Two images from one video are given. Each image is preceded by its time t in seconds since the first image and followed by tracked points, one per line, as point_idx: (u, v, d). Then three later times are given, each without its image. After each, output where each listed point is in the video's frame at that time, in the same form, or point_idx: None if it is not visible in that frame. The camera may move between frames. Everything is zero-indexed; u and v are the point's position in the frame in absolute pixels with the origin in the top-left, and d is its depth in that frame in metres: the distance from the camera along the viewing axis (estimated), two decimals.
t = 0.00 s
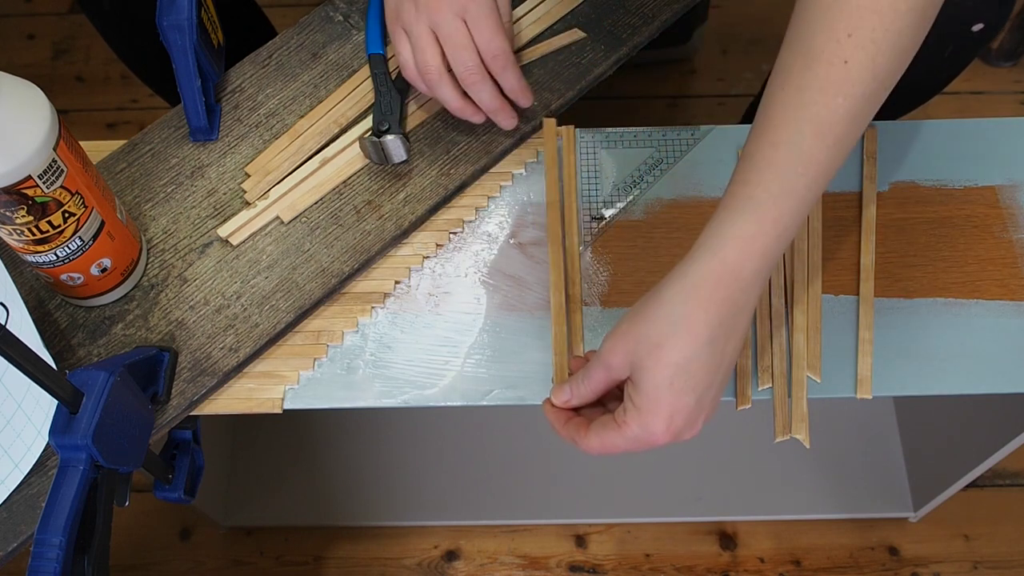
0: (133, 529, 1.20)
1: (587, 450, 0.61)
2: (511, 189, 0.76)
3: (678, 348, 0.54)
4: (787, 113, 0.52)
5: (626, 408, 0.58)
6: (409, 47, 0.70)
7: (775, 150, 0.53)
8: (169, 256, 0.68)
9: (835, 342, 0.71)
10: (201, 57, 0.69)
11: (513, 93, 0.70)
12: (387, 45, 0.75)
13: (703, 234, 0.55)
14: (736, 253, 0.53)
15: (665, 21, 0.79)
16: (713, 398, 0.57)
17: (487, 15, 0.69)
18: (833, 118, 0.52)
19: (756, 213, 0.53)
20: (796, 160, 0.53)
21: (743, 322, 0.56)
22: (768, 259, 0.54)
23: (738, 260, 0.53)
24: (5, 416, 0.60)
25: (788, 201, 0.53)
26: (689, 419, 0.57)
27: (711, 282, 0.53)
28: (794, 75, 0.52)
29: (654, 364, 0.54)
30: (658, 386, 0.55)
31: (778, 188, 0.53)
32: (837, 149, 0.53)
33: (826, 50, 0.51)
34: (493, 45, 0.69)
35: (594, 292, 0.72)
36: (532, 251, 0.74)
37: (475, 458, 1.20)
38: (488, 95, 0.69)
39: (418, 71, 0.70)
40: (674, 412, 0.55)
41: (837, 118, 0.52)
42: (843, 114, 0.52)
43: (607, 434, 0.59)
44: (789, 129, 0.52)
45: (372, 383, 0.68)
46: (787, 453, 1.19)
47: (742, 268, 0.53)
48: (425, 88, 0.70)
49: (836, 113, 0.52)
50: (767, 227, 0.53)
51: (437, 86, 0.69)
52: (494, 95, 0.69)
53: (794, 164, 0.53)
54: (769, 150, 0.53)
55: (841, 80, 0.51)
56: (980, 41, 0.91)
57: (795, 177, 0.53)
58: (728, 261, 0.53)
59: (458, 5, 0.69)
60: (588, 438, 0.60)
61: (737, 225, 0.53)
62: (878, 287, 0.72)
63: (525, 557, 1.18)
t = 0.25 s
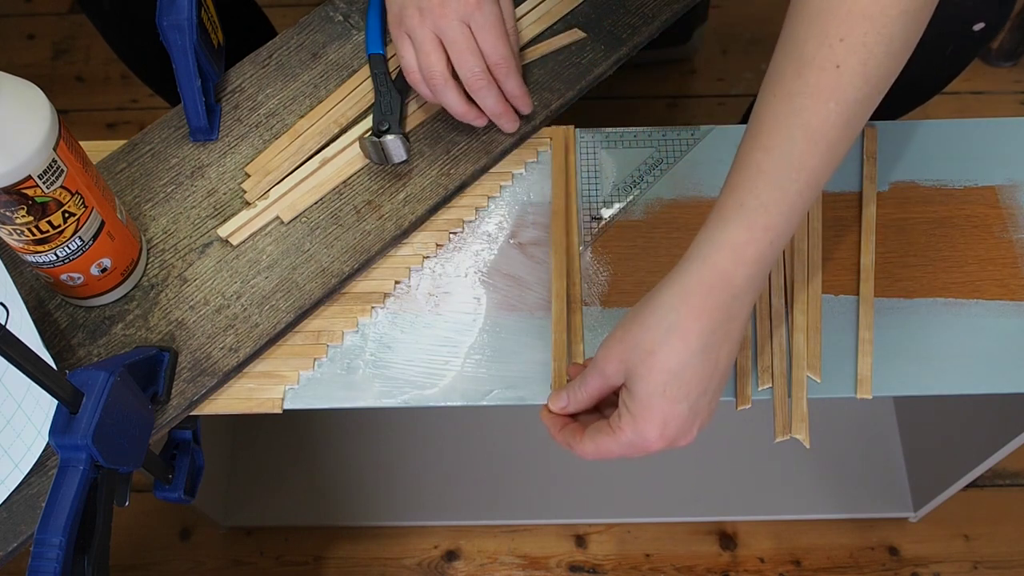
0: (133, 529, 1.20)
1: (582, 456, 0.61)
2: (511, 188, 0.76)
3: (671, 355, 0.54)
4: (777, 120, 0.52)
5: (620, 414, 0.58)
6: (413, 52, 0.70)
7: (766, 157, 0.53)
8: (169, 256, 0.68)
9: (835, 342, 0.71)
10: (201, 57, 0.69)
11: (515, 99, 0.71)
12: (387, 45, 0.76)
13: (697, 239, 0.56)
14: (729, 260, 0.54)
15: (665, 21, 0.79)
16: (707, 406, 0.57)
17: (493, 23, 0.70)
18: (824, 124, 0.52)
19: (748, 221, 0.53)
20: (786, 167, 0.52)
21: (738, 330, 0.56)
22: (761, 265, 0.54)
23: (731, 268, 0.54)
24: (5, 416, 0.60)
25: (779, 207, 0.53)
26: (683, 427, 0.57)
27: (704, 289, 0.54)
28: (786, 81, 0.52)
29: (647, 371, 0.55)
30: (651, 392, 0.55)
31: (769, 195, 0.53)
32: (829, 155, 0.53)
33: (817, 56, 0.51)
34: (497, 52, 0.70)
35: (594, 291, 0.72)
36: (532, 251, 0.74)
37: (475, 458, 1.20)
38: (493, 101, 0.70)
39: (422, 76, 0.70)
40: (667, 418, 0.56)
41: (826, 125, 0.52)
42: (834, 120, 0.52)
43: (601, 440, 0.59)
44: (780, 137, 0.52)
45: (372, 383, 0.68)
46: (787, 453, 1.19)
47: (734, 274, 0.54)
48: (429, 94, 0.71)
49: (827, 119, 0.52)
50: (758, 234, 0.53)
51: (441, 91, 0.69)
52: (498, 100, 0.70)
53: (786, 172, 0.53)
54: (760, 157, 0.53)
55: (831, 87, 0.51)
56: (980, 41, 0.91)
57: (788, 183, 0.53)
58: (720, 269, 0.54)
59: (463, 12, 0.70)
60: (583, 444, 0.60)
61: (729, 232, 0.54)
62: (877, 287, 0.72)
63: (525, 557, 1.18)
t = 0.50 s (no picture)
0: (133, 529, 1.20)
1: (588, 469, 0.61)
2: (511, 188, 0.76)
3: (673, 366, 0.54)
4: (774, 131, 0.52)
5: (624, 426, 0.58)
6: (420, 54, 0.70)
7: (764, 167, 0.53)
8: (169, 256, 0.68)
9: (835, 341, 0.71)
10: (201, 57, 0.69)
11: (521, 99, 0.72)
12: (387, 45, 0.76)
13: (696, 250, 0.56)
14: (729, 271, 0.54)
15: (665, 20, 0.79)
16: (711, 416, 0.57)
17: (500, 24, 0.70)
18: (822, 132, 0.52)
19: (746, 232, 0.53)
20: (785, 176, 0.53)
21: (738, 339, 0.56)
22: (760, 273, 0.54)
23: (731, 278, 0.54)
24: (5, 416, 0.60)
25: (777, 216, 0.53)
26: (687, 437, 0.57)
27: (705, 300, 0.54)
28: (782, 90, 0.52)
29: (649, 383, 0.55)
30: (655, 404, 0.55)
31: (767, 205, 0.53)
32: (827, 163, 0.53)
33: (813, 65, 0.51)
34: (504, 54, 0.70)
35: (594, 292, 0.72)
36: (532, 251, 0.74)
37: (475, 458, 1.20)
38: (499, 103, 0.70)
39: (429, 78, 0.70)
40: (672, 429, 0.56)
41: (824, 133, 0.52)
42: (832, 128, 0.52)
43: (607, 453, 0.59)
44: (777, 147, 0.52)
45: (372, 383, 0.68)
46: (787, 453, 1.19)
47: (734, 284, 0.54)
48: (436, 96, 0.71)
49: (825, 127, 0.52)
50: (757, 244, 0.53)
51: (448, 92, 0.69)
52: (505, 101, 0.71)
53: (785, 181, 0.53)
54: (758, 167, 0.53)
55: (828, 96, 0.51)
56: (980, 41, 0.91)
57: (786, 192, 0.53)
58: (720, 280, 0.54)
59: (470, 13, 0.70)
60: (588, 458, 0.60)
61: (728, 242, 0.54)
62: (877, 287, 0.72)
63: (525, 557, 1.18)
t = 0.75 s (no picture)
0: (133, 529, 1.20)
1: (585, 472, 0.61)
2: (511, 188, 0.76)
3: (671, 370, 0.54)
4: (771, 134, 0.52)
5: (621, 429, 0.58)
6: (425, 57, 0.71)
7: (762, 170, 0.53)
8: (169, 256, 0.68)
9: (835, 341, 0.71)
10: (201, 57, 0.69)
11: (526, 102, 0.71)
12: (387, 45, 0.76)
13: (695, 251, 0.56)
14: (727, 274, 0.54)
15: (665, 21, 0.79)
16: (708, 419, 0.57)
17: (504, 27, 0.70)
18: (819, 136, 0.52)
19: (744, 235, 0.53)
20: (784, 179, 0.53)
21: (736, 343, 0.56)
22: (760, 276, 0.54)
23: (728, 281, 0.54)
24: (5, 416, 0.60)
25: (775, 219, 0.53)
26: (684, 442, 0.57)
27: (703, 303, 0.54)
28: (778, 93, 0.52)
29: (646, 387, 0.55)
30: (651, 407, 0.55)
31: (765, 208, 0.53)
32: (824, 167, 0.53)
33: (810, 68, 0.51)
34: (509, 56, 0.70)
35: (594, 292, 0.72)
36: (532, 251, 0.74)
37: (475, 458, 1.20)
38: (504, 105, 0.70)
39: (434, 80, 0.71)
40: (669, 433, 0.56)
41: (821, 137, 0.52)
42: (830, 131, 0.52)
43: (603, 456, 0.59)
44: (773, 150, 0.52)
45: (372, 383, 0.68)
46: (787, 453, 1.19)
47: (732, 284, 0.54)
48: (441, 99, 0.71)
49: (822, 130, 0.52)
50: (755, 247, 0.53)
51: (452, 94, 0.69)
52: (510, 104, 0.70)
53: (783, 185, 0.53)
54: (756, 170, 0.53)
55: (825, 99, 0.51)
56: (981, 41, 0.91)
57: (785, 195, 0.53)
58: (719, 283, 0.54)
59: (475, 16, 0.70)
60: (585, 460, 0.60)
61: (727, 245, 0.54)
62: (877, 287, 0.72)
63: (525, 557, 1.18)
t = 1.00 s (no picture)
0: (133, 529, 1.20)
1: (581, 460, 0.61)
2: (511, 188, 0.76)
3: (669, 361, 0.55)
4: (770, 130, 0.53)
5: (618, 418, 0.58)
6: (429, 63, 0.71)
7: (761, 165, 0.53)
8: (169, 256, 0.68)
9: (835, 341, 0.71)
10: (201, 57, 0.69)
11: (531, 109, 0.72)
12: (387, 45, 0.77)
13: (693, 247, 0.56)
14: (726, 268, 0.54)
15: (665, 21, 0.79)
16: (704, 411, 0.57)
17: (509, 34, 0.71)
18: (819, 131, 0.52)
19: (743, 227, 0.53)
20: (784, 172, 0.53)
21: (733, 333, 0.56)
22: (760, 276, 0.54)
23: (727, 274, 0.54)
24: (5, 416, 0.60)
25: (774, 214, 0.53)
26: (680, 432, 0.57)
27: (701, 295, 0.54)
28: (778, 89, 0.52)
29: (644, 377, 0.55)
30: (648, 397, 0.55)
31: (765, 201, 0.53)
32: (824, 161, 0.53)
33: (810, 64, 0.51)
34: (515, 62, 0.71)
35: (594, 291, 0.72)
36: (532, 251, 0.74)
37: (475, 458, 1.20)
38: (510, 111, 0.71)
39: (438, 86, 0.71)
40: (665, 423, 0.56)
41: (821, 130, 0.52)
42: (828, 126, 0.52)
43: (600, 445, 0.59)
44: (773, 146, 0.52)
45: (372, 383, 0.68)
46: (787, 453, 1.19)
47: (731, 282, 0.54)
48: (446, 105, 0.71)
49: (822, 125, 0.52)
50: (753, 241, 0.53)
51: (457, 99, 0.70)
52: (515, 110, 0.71)
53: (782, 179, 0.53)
54: (756, 165, 0.53)
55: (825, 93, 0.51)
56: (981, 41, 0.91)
57: (784, 192, 0.53)
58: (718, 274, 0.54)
59: (479, 23, 0.71)
60: (581, 447, 0.60)
61: (726, 239, 0.54)
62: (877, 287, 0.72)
63: (525, 557, 1.18)
